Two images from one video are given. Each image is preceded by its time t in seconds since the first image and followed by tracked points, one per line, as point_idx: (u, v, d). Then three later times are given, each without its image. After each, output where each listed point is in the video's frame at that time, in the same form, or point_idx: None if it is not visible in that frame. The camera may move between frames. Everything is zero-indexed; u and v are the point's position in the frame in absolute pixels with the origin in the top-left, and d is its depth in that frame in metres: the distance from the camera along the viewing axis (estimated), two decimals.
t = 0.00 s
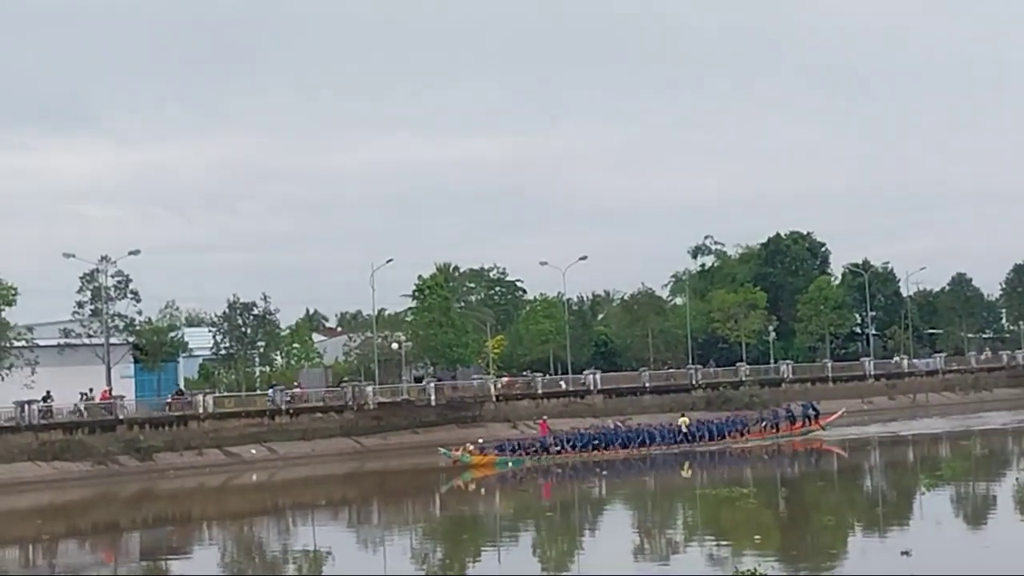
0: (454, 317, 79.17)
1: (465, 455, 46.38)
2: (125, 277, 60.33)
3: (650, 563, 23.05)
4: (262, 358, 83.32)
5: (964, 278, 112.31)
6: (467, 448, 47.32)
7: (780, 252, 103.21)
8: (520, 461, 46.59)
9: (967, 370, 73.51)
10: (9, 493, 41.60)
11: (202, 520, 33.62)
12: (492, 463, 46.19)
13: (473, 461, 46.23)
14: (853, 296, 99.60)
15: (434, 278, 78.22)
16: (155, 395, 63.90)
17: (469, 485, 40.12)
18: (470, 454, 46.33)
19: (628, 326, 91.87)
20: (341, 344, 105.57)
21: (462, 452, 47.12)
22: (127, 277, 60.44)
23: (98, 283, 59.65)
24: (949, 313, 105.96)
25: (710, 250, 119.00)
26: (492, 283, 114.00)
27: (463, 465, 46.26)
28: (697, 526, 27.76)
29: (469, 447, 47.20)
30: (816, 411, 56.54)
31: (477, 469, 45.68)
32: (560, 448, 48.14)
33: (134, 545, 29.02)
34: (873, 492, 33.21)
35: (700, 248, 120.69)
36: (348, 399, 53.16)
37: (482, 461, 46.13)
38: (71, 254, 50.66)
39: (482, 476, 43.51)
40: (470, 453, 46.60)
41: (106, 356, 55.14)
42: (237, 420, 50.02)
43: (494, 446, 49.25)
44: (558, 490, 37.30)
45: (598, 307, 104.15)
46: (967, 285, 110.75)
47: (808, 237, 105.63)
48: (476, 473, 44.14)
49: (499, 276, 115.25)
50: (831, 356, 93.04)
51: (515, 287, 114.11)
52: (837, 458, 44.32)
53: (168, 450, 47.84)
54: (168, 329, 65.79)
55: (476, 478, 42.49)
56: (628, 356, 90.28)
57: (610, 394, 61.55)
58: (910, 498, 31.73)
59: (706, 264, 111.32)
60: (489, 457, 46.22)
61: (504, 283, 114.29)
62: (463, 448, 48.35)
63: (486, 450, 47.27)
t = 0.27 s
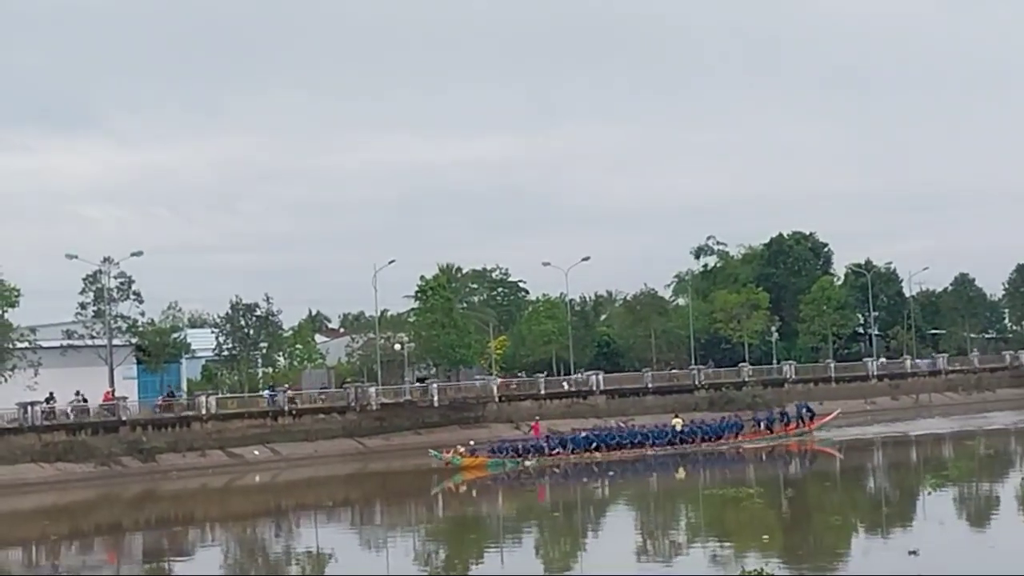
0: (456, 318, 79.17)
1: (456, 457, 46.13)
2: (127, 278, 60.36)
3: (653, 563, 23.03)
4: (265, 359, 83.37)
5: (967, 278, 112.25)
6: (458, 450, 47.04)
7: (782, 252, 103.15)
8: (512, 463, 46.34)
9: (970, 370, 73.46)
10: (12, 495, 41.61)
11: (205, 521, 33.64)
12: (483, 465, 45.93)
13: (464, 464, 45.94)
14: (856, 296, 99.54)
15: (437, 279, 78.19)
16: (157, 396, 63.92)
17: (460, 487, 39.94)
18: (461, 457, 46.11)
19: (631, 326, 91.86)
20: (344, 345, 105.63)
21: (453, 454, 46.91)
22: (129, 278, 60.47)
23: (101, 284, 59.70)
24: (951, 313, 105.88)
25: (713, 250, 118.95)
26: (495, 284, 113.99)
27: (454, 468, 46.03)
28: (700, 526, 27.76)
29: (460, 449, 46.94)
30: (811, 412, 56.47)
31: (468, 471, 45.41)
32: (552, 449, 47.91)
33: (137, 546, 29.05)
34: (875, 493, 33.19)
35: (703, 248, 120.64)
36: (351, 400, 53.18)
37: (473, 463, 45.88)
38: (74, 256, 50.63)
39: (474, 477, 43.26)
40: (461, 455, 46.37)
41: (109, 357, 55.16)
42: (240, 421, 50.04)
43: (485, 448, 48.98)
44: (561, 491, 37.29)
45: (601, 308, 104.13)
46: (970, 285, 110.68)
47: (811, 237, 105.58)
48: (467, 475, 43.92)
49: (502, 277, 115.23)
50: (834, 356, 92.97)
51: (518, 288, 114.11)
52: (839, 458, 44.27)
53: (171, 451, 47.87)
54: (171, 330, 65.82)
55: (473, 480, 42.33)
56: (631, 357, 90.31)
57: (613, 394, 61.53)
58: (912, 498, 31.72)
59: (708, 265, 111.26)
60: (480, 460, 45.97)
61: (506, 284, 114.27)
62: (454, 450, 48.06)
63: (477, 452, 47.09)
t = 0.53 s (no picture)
0: (458, 319, 79.15)
1: (447, 459, 45.92)
2: (129, 280, 60.35)
3: (655, 565, 22.97)
4: (267, 360, 83.46)
5: (969, 279, 112.18)
6: (449, 452, 46.85)
7: (785, 252, 103.11)
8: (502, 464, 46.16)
9: (972, 370, 73.42)
10: (15, 496, 41.62)
11: (208, 522, 33.63)
12: (475, 466, 45.70)
13: (456, 465, 45.71)
14: (858, 297, 99.44)
15: (439, 279, 78.19)
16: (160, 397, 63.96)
17: (452, 489, 39.78)
18: (452, 458, 45.92)
19: (633, 327, 91.88)
20: (345, 346, 105.65)
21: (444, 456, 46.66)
22: (131, 279, 60.47)
23: (103, 285, 59.74)
24: (954, 313, 105.82)
25: (715, 251, 118.90)
26: (497, 285, 113.96)
27: (446, 469, 45.83)
28: (703, 527, 27.78)
29: (451, 452, 46.74)
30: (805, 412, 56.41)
31: (460, 472, 45.18)
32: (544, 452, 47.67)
33: (140, 548, 29.06)
34: (877, 493, 33.22)
35: (705, 249, 120.61)
36: (353, 401, 53.19)
37: (465, 465, 45.66)
38: (76, 257, 50.63)
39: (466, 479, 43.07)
40: (453, 457, 46.14)
41: (111, 359, 55.18)
42: (242, 422, 50.05)
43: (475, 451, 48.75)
44: (564, 492, 37.30)
45: (603, 309, 104.08)
46: (973, 285, 110.65)
47: (813, 238, 105.53)
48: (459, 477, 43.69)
49: (504, 277, 115.21)
50: (837, 357, 92.91)
51: (520, 289, 114.11)
52: (841, 459, 44.25)
53: (173, 452, 47.88)
54: (174, 331, 65.84)
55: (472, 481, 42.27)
56: (633, 357, 90.34)
57: (615, 395, 61.52)
58: (915, 498, 31.71)
59: (711, 265, 111.20)
60: (472, 461, 45.76)
61: (508, 284, 114.25)
62: (445, 452, 47.88)
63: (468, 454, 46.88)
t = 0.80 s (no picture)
0: (460, 319, 79.15)
1: (438, 459, 45.98)
2: (131, 280, 60.38)
3: (658, 565, 22.92)
4: (268, 360, 83.51)
5: (971, 278, 112.14)
6: (440, 453, 46.96)
7: (786, 252, 103.08)
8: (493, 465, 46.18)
9: (974, 369, 73.38)
10: (17, 496, 41.63)
11: (210, 523, 33.61)
12: (465, 467, 45.72)
13: (447, 466, 45.78)
14: (860, 297, 99.39)
15: (440, 279, 78.20)
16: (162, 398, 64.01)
17: (442, 489, 39.72)
18: (443, 459, 46.01)
19: (635, 327, 91.89)
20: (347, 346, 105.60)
21: (436, 456, 46.76)
22: (133, 280, 60.49)
23: (105, 286, 59.77)
24: (956, 313, 105.77)
25: (717, 251, 118.88)
26: (498, 285, 113.92)
27: (436, 470, 45.91)
28: (704, 526, 27.79)
29: (442, 453, 46.83)
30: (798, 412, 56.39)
31: (450, 473, 45.19)
32: (534, 453, 47.55)
33: (142, 548, 29.03)
34: (879, 492, 33.24)
35: (707, 249, 120.55)
36: (355, 401, 53.21)
37: (455, 465, 45.69)
38: (78, 257, 50.67)
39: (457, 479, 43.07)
40: (443, 457, 46.24)
41: (113, 359, 55.20)
42: (244, 422, 50.07)
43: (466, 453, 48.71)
44: (566, 492, 37.31)
45: (605, 308, 104.05)
46: (975, 284, 110.63)
47: (815, 238, 105.51)
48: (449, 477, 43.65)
49: (505, 277, 115.20)
50: (838, 356, 92.85)
51: (522, 289, 114.08)
52: (843, 458, 44.24)
53: (175, 452, 47.88)
54: (175, 332, 65.86)
55: (469, 482, 42.17)
56: (635, 357, 90.41)
57: (617, 395, 61.52)
58: (917, 498, 31.71)
59: (712, 265, 111.17)
60: (462, 462, 45.80)
61: (510, 284, 114.24)
62: (436, 454, 47.91)
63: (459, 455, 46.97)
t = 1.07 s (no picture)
0: (464, 315, 79.18)
1: (429, 458, 45.14)
2: (135, 276, 60.43)
3: (661, 561, 22.97)
4: (272, 356, 83.64)
5: (975, 275, 112.05)
6: (431, 450, 46.18)
7: (790, 248, 103.02)
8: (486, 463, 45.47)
9: (978, 366, 73.31)
10: (21, 491, 41.66)
11: (213, 518, 33.62)
12: (457, 465, 45.06)
13: (438, 464, 45.02)
14: (864, 293, 99.31)
15: (444, 276, 78.20)
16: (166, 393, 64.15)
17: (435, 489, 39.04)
18: (435, 456, 45.22)
19: (639, 323, 91.87)
20: (351, 342, 105.70)
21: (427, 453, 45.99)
22: (137, 275, 60.54)
23: (108, 281, 59.79)
24: (960, 309, 105.67)
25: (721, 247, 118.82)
26: (502, 281, 113.94)
27: (428, 468, 45.15)
28: (708, 523, 27.78)
29: (433, 450, 46.07)
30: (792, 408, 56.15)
31: (442, 471, 44.45)
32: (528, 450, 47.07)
33: (146, 543, 29.05)
34: (882, 489, 33.21)
35: (711, 245, 120.45)
36: (359, 397, 53.23)
37: (447, 464, 44.93)
38: (83, 253, 50.75)
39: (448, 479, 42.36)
40: (435, 455, 45.46)
41: (117, 355, 55.28)
42: (248, 418, 50.08)
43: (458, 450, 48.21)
44: (570, 488, 37.29)
45: (608, 305, 104.01)
46: (979, 281, 110.55)
47: (818, 234, 105.44)
48: (440, 475, 43.01)
49: (509, 274, 115.23)
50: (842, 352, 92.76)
51: (525, 285, 114.10)
52: (846, 455, 44.19)
53: (179, 448, 47.90)
54: (179, 327, 65.88)
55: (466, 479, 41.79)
56: (639, 353, 90.49)
57: (621, 391, 61.48)
58: (921, 494, 31.66)
59: (716, 261, 111.10)
60: (454, 460, 45.07)
61: (514, 280, 114.29)
62: (427, 451, 47.13)
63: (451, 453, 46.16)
